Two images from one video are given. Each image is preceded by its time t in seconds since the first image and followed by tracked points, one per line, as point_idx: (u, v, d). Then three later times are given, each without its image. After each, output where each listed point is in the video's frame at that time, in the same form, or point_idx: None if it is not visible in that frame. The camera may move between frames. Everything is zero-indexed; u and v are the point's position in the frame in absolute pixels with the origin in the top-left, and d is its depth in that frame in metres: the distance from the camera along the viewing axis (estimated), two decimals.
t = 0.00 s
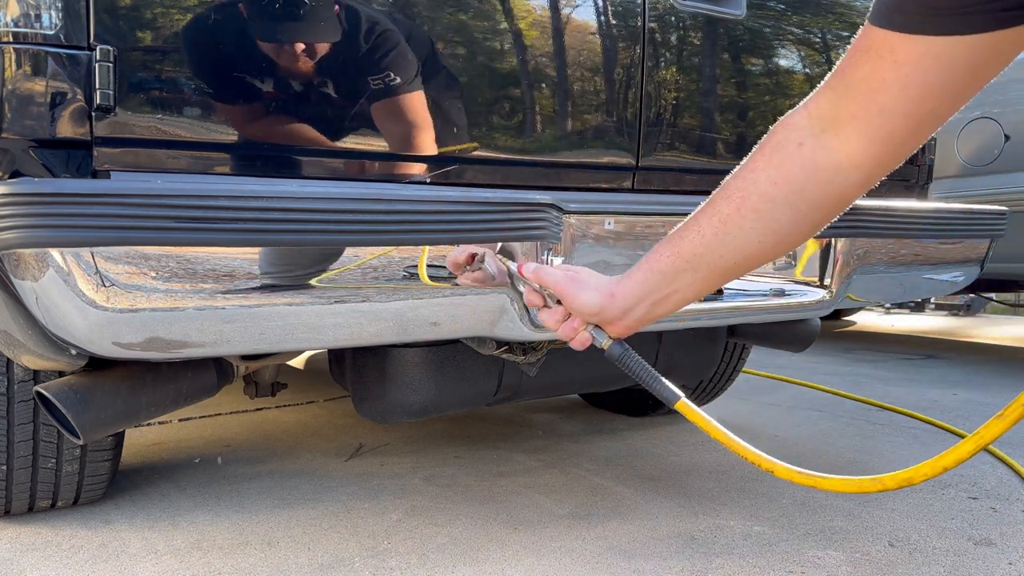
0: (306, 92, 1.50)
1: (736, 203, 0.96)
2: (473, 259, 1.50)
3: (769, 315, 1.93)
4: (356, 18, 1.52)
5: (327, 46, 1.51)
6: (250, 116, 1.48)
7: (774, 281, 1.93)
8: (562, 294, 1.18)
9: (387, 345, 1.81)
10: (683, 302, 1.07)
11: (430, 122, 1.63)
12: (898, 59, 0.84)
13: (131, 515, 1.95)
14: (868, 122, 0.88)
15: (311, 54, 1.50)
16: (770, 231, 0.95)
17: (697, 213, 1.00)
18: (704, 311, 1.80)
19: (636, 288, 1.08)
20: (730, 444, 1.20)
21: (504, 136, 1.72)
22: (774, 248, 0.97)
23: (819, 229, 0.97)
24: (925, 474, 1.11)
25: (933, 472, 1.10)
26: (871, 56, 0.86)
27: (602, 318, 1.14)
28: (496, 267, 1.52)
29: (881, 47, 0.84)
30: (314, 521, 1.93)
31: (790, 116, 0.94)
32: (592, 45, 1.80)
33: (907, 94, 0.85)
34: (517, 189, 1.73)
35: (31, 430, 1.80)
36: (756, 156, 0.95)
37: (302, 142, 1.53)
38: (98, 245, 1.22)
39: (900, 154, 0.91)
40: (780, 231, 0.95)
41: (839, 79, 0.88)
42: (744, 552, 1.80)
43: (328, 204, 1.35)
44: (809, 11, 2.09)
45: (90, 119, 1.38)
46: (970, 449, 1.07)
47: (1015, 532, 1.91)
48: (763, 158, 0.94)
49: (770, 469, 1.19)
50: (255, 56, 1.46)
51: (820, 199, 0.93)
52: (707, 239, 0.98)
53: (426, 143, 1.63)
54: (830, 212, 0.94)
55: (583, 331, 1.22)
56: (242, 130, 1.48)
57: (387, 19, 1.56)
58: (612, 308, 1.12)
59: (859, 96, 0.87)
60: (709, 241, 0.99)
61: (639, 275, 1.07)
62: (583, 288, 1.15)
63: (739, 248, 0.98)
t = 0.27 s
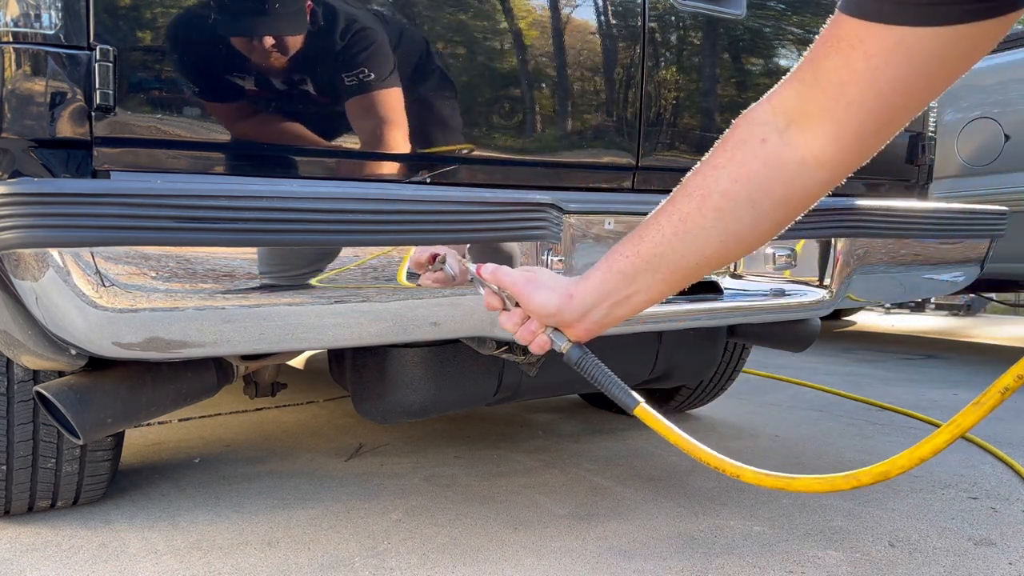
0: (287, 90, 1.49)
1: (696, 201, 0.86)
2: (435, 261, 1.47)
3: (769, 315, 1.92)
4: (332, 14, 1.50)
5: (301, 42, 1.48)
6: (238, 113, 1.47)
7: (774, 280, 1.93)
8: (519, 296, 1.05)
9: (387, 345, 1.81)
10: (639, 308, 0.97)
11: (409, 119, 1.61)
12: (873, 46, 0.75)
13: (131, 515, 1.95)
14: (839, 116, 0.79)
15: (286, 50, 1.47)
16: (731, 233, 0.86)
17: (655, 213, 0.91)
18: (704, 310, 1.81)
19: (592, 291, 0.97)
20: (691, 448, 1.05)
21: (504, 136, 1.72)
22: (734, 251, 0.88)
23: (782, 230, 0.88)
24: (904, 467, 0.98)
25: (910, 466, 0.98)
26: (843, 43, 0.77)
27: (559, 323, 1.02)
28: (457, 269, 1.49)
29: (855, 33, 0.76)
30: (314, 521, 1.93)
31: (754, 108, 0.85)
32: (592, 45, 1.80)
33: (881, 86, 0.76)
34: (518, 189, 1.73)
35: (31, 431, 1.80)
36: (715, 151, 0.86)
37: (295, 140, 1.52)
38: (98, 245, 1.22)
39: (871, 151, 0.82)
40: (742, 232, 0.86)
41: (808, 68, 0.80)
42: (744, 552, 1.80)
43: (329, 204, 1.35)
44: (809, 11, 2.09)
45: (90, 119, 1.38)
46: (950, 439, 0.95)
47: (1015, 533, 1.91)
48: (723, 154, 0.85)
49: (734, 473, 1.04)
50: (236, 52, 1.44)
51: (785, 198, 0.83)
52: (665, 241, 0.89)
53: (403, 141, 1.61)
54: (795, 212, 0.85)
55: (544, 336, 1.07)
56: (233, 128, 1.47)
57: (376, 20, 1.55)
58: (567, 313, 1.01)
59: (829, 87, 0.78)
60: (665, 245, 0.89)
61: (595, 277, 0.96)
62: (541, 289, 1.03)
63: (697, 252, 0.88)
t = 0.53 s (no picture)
0: (271, 89, 1.47)
1: (657, 204, 0.81)
2: (403, 264, 1.29)
3: (769, 316, 1.93)
4: (308, 10, 1.47)
5: (277, 39, 1.46)
6: (229, 113, 1.46)
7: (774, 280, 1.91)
8: (481, 302, 1.00)
9: (387, 345, 1.81)
10: (600, 316, 0.92)
11: (390, 117, 1.59)
12: (841, 40, 0.71)
13: (131, 515, 1.95)
14: (806, 114, 0.75)
15: (262, 49, 1.45)
16: (693, 237, 0.81)
17: (613, 218, 0.86)
18: (704, 310, 1.81)
19: (553, 298, 0.92)
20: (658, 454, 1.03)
21: (504, 136, 1.72)
22: (695, 256, 0.83)
23: (745, 234, 0.83)
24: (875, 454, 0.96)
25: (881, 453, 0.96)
26: (810, 37, 0.73)
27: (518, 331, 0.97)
28: (423, 275, 1.27)
29: (825, 27, 0.72)
30: (314, 521, 1.93)
31: (716, 106, 0.80)
32: (592, 45, 1.80)
33: (850, 82, 0.72)
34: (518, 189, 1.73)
35: (31, 431, 1.80)
36: (676, 151, 0.81)
37: (290, 139, 1.51)
38: (98, 245, 1.22)
39: (837, 150, 0.78)
40: (703, 236, 0.81)
41: (774, 64, 0.76)
42: (744, 552, 1.80)
43: (329, 204, 1.35)
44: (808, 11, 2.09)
45: (90, 119, 1.37)
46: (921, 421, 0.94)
47: (1016, 533, 1.91)
48: (685, 154, 0.80)
49: (703, 474, 1.01)
50: (215, 51, 1.42)
51: (748, 199, 0.79)
52: (625, 247, 0.84)
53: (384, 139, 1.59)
54: (758, 215, 0.81)
55: (509, 343, 1.02)
56: (225, 127, 1.46)
57: (366, 18, 1.53)
58: (526, 322, 0.96)
59: (795, 84, 0.74)
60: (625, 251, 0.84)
61: (555, 283, 0.91)
62: (503, 294, 0.98)
63: (658, 257, 0.83)
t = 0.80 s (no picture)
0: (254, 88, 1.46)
1: (615, 203, 0.84)
2: (359, 268, 1.41)
3: (769, 316, 1.93)
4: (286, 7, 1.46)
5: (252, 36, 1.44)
6: (219, 112, 1.45)
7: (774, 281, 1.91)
8: (438, 308, 1.05)
9: (387, 345, 1.81)
10: (563, 315, 0.95)
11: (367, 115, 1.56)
12: (803, 35, 0.72)
13: (131, 515, 1.95)
14: (763, 112, 0.77)
15: (238, 46, 1.43)
16: (652, 235, 0.84)
17: (574, 217, 0.88)
18: (704, 310, 1.80)
19: (515, 298, 0.95)
20: (623, 458, 1.06)
21: (504, 136, 1.72)
22: (656, 256, 0.86)
23: (705, 233, 0.86)
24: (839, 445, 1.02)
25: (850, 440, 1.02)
26: (771, 33, 0.74)
27: (478, 334, 1.01)
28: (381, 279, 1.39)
29: (782, 26, 0.73)
30: (314, 521, 1.93)
31: (675, 103, 0.83)
32: (592, 45, 1.80)
33: (810, 78, 0.73)
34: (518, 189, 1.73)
35: (31, 431, 1.80)
36: (635, 150, 0.84)
37: (284, 139, 1.50)
38: (98, 245, 1.22)
39: (796, 150, 0.80)
40: (662, 234, 0.84)
41: (732, 62, 0.77)
42: (745, 552, 1.80)
43: (329, 204, 1.35)
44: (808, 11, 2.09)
45: (90, 119, 1.37)
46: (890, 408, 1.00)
47: (1016, 533, 1.91)
48: (644, 154, 0.82)
49: (669, 475, 1.05)
50: (191, 49, 1.41)
51: (706, 198, 0.81)
52: (586, 245, 0.87)
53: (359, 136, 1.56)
54: (718, 212, 0.83)
55: (465, 348, 1.06)
56: (217, 126, 1.45)
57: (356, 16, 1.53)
58: (487, 324, 0.99)
59: (755, 79, 0.76)
60: (585, 250, 0.87)
61: (517, 283, 0.94)
62: (458, 300, 1.02)
63: (619, 256, 0.86)
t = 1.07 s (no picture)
0: (240, 87, 1.45)
1: (569, 196, 0.80)
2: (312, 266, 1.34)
3: (769, 316, 1.91)
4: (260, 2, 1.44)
5: (227, 32, 1.42)
6: (211, 112, 1.45)
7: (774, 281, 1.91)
8: (387, 305, 1.01)
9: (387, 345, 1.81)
10: (516, 313, 0.91)
11: (343, 111, 1.54)
12: (765, 22, 0.70)
13: (131, 515, 1.95)
14: (723, 101, 0.74)
15: (212, 43, 1.41)
16: (607, 231, 0.80)
17: (525, 212, 0.84)
18: (704, 310, 1.80)
19: (468, 296, 0.91)
20: (577, 454, 1.03)
21: (504, 136, 1.72)
22: (610, 253, 0.82)
23: (659, 229, 0.83)
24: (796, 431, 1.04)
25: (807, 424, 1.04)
26: (733, 19, 0.71)
27: (428, 332, 0.97)
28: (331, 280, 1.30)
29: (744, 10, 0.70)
30: (314, 521, 1.93)
31: (630, 92, 0.79)
32: (592, 44, 1.80)
33: (772, 66, 0.71)
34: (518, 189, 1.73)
35: (31, 431, 1.80)
36: (588, 142, 0.80)
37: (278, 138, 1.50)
38: (98, 245, 1.22)
39: (753, 142, 0.77)
40: (617, 230, 0.80)
41: (691, 49, 0.74)
42: (745, 552, 1.80)
43: (329, 204, 1.34)
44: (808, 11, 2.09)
45: (90, 119, 1.37)
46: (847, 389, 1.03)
47: (1016, 533, 1.91)
48: (599, 145, 0.79)
49: (627, 471, 1.02)
50: (168, 48, 1.39)
51: (663, 192, 0.78)
52: (539, 241, 0.83)
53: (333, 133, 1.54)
54: (674, 207, 0.80)
55: (417, 347, 1.01)
56: (210, 126, 1.45)
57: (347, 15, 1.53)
58: (438, 322, 0.95)
59: (715, 68, 0.73)
60: (538, 246, 0.83)
61: (468, 281, 0.90)
62: (408, 297, 0.98)
63: (572, 252, 0.82)
